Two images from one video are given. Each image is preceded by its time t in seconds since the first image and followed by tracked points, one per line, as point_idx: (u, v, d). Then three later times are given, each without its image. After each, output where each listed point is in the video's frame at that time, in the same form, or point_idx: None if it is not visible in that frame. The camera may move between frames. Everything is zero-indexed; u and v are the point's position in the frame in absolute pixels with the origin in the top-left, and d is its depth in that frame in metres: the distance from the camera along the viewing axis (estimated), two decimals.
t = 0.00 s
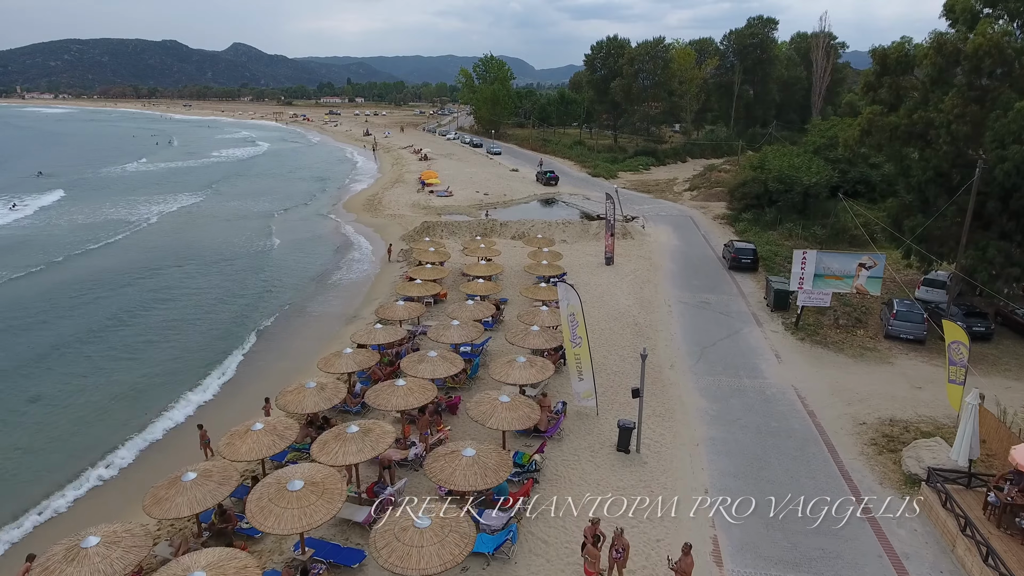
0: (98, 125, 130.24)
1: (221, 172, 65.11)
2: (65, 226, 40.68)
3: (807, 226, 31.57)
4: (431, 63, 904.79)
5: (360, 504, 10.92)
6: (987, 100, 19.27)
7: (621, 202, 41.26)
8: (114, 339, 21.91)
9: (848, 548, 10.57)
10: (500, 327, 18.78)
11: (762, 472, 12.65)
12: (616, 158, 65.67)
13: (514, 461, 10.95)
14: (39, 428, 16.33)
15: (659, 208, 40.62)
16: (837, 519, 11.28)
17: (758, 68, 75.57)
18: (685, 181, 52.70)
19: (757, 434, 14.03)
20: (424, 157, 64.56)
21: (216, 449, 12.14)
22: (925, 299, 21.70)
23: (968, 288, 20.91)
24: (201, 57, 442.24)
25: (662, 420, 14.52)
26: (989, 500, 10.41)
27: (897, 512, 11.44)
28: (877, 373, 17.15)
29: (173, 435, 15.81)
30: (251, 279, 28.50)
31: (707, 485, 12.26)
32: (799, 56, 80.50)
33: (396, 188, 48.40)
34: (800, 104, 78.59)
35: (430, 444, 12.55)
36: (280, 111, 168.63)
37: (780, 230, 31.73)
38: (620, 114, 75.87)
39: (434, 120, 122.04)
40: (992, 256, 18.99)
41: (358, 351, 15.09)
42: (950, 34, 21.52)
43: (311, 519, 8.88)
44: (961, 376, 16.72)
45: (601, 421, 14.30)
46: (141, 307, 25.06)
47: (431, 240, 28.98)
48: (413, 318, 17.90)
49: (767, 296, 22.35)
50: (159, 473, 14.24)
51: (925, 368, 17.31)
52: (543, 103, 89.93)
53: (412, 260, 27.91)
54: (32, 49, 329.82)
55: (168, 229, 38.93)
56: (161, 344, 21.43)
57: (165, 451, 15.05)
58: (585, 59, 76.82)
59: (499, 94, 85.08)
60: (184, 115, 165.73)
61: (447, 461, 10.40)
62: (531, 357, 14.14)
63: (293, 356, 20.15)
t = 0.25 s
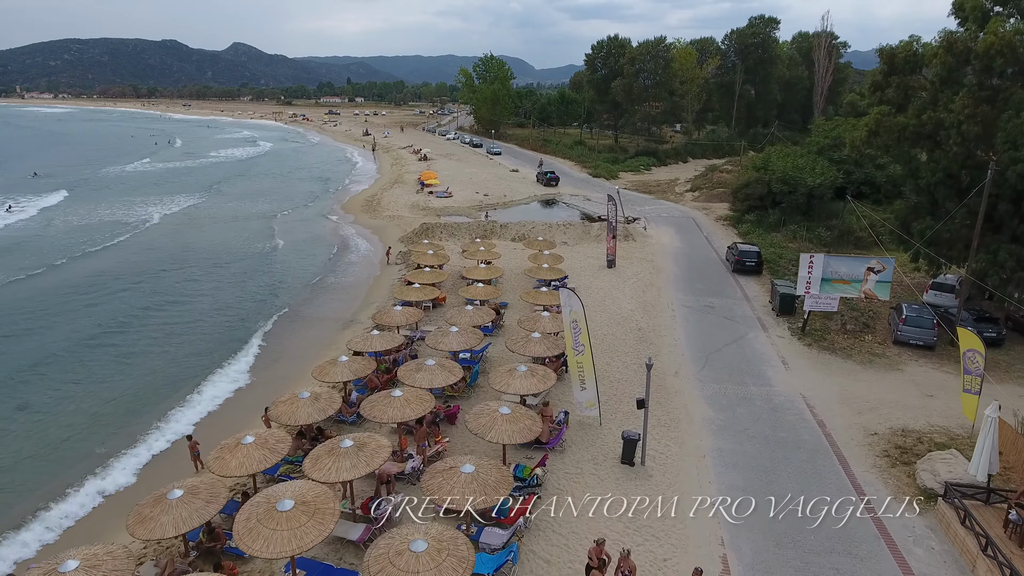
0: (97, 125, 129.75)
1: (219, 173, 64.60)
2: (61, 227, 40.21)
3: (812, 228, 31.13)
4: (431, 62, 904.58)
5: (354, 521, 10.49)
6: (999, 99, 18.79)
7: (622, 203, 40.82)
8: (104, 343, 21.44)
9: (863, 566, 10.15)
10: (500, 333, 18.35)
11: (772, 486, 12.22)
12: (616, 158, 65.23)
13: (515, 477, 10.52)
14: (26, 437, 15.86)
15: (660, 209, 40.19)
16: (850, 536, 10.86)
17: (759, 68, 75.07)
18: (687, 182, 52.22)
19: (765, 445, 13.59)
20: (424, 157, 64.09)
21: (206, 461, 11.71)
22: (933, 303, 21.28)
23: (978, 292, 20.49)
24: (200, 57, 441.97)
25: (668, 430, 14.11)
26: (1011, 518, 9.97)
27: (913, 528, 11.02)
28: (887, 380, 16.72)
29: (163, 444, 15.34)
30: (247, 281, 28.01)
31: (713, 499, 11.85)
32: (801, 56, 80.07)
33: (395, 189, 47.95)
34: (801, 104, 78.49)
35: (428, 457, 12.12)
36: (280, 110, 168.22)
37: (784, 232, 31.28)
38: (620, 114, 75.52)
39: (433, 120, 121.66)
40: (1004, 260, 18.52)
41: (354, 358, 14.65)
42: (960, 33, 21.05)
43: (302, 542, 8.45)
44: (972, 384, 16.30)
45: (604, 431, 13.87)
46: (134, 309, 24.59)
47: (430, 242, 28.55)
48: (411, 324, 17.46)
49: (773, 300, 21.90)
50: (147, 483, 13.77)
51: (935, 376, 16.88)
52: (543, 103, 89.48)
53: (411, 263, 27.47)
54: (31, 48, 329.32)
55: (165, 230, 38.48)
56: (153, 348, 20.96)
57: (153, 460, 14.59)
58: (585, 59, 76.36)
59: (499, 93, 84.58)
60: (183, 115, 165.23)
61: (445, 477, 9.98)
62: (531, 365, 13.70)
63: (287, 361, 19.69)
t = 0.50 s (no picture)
0: (97, 125, 129.38)
1: (217, 174, 64.13)
2: (55, 228, 39.77)
3: (817, 231, 30.71)
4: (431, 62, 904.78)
5: (349, 540, 10.04)
6: (1011, 100, 18.32)
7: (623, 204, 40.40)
8: (95, 348, 21.00)
9: None
10: (500, 339, 17.92)
11: (781, 499, 11.81)
12: (617, 158, 64.77)
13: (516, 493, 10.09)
14: (12, 446, 15.40)
15: (662, 210, 39.78)
16: (864, 554, 10.46)
17: (761, 68, 74.47)
18: (688, 182, 51.73)
19: (774, 457, 13.17)
20: (423, 158, 63.66)
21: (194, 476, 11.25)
22: (943, 306, 20.85)
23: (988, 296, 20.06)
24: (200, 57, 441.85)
25: (674, 441, 13.70)
26: None
27: (929, 545, 10.61)
28: (897, 388, 16.30)
29: (153, 454, 14.88)
30: (243, 283, 27.56)
31: (723, 513, 11.45)
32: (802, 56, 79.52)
33: (395, 190, 47.52)
34: (803, 105, 78.08)
35: (425, 471, 11.68)
36: (279, 110, 167.84)
37: (789, 234, 30.85)
38: (621, 114, 75.14)
39: (433, 120, 121.17)
40: (1016, 264, 18.05)
41: (349, 367, 14.21)
42: (970, 32, 20.59)
43: (291, 566, 8.02)
44: (985, 393, 15.88)
45: (608, 443, 13.45)
46: (127, 313, 24.14)
47: (429, 245, 28.11)
48: (409, 330, 17.03)
49: (778, 304, 21.49)
50: (135, 495, 13.33)
51: (948, 384, 16.44)
52: (543, 103, 89.03)
53: (410, 266, 27.05)
54: (30, 48, 328.98)
55: (161, 231, 38.06)
56: (145, 352, 20.52)
57: (142, 471, 14.13)
58: (585, 59, 75.89)
59: (499, 93, 84.09)
60: (183, 115, 164.85)
61: (443, 496, 9.57)
62: (532, 375, 13.26)
63: (282, 367, 19.23)
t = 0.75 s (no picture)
0: (95, 125, 128.77)
1: (214, 175, 63.59)
2: (51, 229, 39.39)
3: (822, 233, 30.23)
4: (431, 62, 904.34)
5: (342, 561, 9.60)
6: None
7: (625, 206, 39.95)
8: (85, 353, 20.56)
9: None
10: (500, 346, 17.46)
11: (792, 516, 11.38)
12: (618, 159, 64.28)
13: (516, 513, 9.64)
14: None
15: (664, 212, 39.33)
16: (879, 573, 10.04)
17: (762, 68, 73.85)
18: (690, 183, 51.24)
19: (784, 469, 12.74)
20: (423, 158, 63.22)
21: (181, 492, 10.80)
22: (952, 311, 20.42)
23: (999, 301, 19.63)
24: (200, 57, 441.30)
25: (680, 453, 13.26)
26: None
27: (947, 565, 10.18)
28: (908, 397, 15.86)
29: (140, 464, 14.43)
30: (239, 286, 27.07)
31: (732, 531, 11.01)
32: (804, 56, 78.92)
33: (394, 191, 47.05)
34: (805, 105, 77.66)
35: (422, 486, 11.25)
36: (278, 110, 167.17)
37: (793, 237, 30.37)
38: (622, 115, 74.64)
39: (432, 120, 120.64)
40: None
41: (345, 376, 13.76)
42: (981, 31, 20.13)
43: None
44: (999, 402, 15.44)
45: (612, 455, 13.01)
46: (119, 316, 23.70)
47: (428, 248, 27.66)
48: (407, 337, 16.59)
49: (784, 309, 21.05)
50: (120, 508, 12.88)
51: (961, 392, 16.00)
52: (544, 103, 88.55)
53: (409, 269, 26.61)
54: (29, 48, 328.35)
55: (157, 233, 37.65)
56: (136, 358, 20.07)
57: (130, 483, 13.65)
58: (586, 59, 75.36)
59: (499, 93, 83.61)
60: (184, 116, 164.57)
61: (440, 516, 9.13)
62: (533, 385, 12.81)
63: (275, 372, 18.77)
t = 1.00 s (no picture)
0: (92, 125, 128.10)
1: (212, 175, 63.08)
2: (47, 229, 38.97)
3: (826, 235, 29.80)
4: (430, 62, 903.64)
5: None
6: None
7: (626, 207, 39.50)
8: (74, 359, 20.08)
9: None
10: (500, 353, 17.04)
11: (804, 534, 10.93)
12: (618, 160, 63.81)
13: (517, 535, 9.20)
14: None
15: (666, 213, 38.89)
16: None
17: (763, 67, 73.25)
18: (691, 185, 50.77)
19: (794, 483, 12.31)
20: (422, 159, 62.79)
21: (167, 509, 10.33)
22: (961, 316, 20.00)
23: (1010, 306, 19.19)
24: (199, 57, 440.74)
25: (686, 466, 12.84)
26: None
27: None
28: (919, 406, 15.42)
29: (125, 477, 13.96)
30: (234, 289, 26.60)
31: (743, 552, 10.51)
32: (805, 55, 78.41)
33: (392, 192, 46.59)
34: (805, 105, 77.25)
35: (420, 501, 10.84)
36: (277, 110, 166.59)
37: (797, 239, 29.96)
38: (623, 115, 74.17)
39: (432, 121, 120.18)
40: None
41: (340, 386, 13.32)
42: (991, 29, 19.69)
43: None
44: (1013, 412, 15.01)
45: (616, 469, 12.57)
46: (110, 320, 23.23)
47: (426, 251, 27.22)
48: (404, 344, 16.16)
49: (790, 314, 20.61)
50: (103, 523, 12.41)
51: (973, 402, 15.56)
52: (543, 103, 88.09)
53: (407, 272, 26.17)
54: (28, 48, 327.68)
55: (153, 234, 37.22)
56: (126, 364, 19.58)
57: (117, 496, 13.19)
58: (586, 58, 74.87)
59: (499, 93, 83.14)
60: (183, 115, 164.19)
61: (437, 539, 8.69)
62: (534, 396, 12.36)
63: (268, 379, 18.31)
